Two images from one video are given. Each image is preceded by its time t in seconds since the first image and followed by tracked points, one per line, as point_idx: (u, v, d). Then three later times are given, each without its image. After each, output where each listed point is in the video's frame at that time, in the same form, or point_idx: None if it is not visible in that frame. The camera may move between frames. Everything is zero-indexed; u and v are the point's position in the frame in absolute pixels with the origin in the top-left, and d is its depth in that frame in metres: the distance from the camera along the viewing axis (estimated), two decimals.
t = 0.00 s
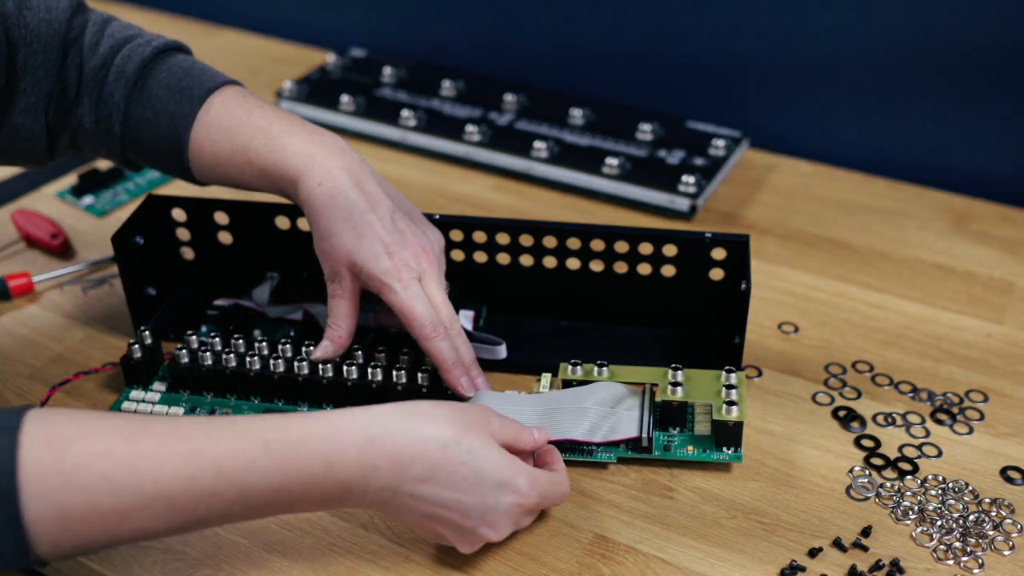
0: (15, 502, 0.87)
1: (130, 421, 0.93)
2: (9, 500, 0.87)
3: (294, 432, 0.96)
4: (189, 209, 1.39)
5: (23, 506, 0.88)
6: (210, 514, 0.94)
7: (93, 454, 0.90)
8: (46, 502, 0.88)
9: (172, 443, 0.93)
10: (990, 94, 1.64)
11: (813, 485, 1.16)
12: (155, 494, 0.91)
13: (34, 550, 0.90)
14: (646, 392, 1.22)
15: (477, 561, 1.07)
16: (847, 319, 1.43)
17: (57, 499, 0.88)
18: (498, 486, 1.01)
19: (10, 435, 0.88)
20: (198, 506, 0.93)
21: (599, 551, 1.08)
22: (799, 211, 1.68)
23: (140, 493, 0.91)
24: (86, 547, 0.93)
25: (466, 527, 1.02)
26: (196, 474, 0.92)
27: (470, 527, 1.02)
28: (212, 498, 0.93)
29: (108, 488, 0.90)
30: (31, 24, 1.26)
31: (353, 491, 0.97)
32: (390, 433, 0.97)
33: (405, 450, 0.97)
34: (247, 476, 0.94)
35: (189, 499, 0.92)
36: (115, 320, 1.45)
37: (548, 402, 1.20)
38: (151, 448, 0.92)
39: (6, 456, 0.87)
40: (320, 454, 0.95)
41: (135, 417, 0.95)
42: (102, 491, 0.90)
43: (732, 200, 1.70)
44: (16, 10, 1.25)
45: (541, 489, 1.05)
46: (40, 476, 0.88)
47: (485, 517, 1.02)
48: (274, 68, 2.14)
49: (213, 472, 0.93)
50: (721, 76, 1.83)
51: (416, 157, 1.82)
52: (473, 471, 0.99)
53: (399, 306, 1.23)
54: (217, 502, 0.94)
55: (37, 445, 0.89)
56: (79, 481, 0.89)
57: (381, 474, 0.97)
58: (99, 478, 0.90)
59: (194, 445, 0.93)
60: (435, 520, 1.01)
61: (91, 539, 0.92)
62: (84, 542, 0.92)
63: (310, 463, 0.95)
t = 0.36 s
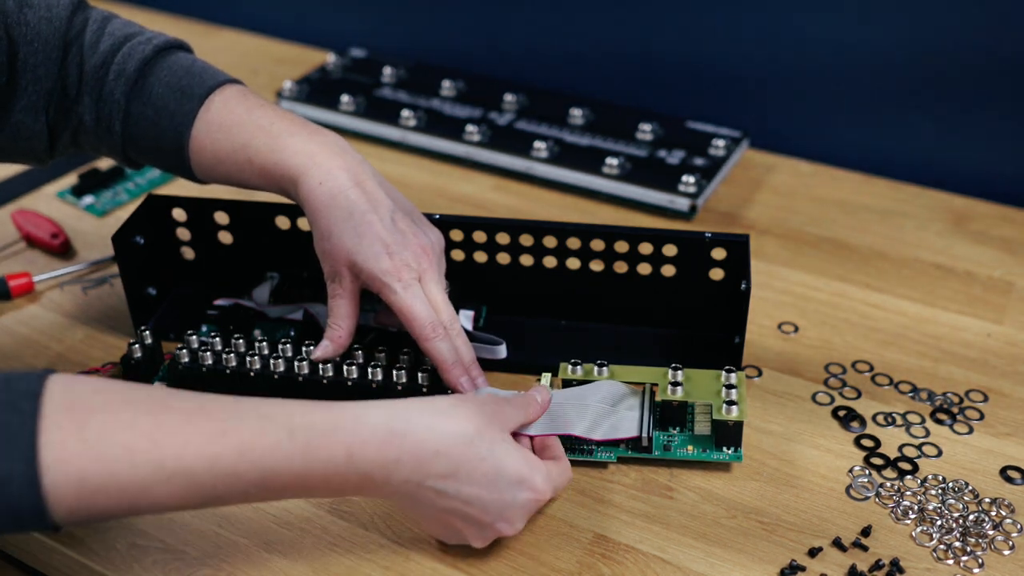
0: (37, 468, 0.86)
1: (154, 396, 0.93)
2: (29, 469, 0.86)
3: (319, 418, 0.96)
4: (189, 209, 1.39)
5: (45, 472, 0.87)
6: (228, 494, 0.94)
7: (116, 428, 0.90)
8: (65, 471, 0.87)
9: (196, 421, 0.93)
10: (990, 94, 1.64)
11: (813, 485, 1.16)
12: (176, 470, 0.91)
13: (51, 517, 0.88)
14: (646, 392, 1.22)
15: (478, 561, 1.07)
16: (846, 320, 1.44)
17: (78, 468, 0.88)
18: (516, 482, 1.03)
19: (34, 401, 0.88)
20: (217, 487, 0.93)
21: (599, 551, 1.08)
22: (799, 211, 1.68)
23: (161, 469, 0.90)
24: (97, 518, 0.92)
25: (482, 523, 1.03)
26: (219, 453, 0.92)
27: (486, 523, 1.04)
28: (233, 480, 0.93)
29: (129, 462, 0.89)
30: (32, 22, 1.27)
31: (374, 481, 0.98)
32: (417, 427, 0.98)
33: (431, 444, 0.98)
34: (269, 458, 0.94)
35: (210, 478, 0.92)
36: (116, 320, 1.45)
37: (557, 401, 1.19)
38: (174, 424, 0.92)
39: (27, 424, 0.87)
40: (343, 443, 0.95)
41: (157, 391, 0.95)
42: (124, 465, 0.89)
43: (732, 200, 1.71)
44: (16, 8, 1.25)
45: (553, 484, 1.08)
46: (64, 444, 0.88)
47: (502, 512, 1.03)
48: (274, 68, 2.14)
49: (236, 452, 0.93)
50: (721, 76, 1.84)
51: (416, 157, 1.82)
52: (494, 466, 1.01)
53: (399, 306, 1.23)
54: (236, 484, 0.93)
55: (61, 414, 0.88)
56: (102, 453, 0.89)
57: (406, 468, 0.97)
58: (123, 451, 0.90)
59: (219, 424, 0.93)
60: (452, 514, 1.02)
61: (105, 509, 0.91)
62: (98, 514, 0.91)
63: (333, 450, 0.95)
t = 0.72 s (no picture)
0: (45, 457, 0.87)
1: (155, 383, 0.94)
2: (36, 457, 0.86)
3: (318, 400, 0.97)
4: (190, 209, 1.39)
5: (53, 461, 0.87)
6: (234, 479, 0.95)
7: (120, 418, 0.90)
8: (71, 460, 0.88)
9: (197, 406, 0.93)
10: (990, 94, 1.64)
11: (813, 485, 1.16)
12: (181, 455, 0.91)
13: (58, 507, 0.88)
14: (646, 392, 1.22)
15: (478, 560, 1.07)
16: (847, 319, 1.44)
17: (84, 455, 0.88)
18: (513, 461, 1.02)
19: (40, 389, 0.89)
20: (222, 471, 0.94)
21: (599, 551, 1.08)
22: (799, 211, 1.68)
23: (167, 454, 0.91)
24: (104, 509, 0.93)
25: (482, 504, 1.03)
26: (223, 437, 0.93)
27: (486, 504, 1.03)
28: (236, 463, 0.94)
29: (134, 449, 0.90)
30: (36, 19, 1.26)
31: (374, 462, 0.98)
32: (413, 404, 0.98)
33: (428, 420, 0.98)
34: (271, 441, 0.94)
35: (214, 461, 0.93)
36: (116, 320, 1.45)
37: (552, 407, 1.20)
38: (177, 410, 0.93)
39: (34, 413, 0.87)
40: (344, 423, 0.96)
41: (158, 379, 0.95)
42: (127, 454, 0.90)
43: (732, 200, 1.71)
44: (22, 4, 1.25)
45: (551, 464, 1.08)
46: (68, 431, 0.88)
47: (501, 492, 1.02)
48: (274, 68, 2.14)
49: (241, 435, 0.93)
50: (721, 76, 1.84)
51: (416, 157, 1.82)
52: (489, 444, 1.01)
53: (402, 304, 1.22)
54: (240, 466, 0.94)
55: (65, 402, 0.89)
56: (107, 441, 0.89)
57: (403, 445, 0.98)
58: (128, 437, 0.90)
59: (223, 410, 0.94)
60: (451, 496, 1.02)
61: (111, 498, 0.91)
62: (103, 503, 0.91)
63: (334, 431, 0.96)
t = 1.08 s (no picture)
0: (45, 482, 0.90)
1: (151, 404, 0.97)
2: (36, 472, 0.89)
3: (310, 407, 1.00)
4: (190, 209, 1.39)
5: (53, 486, 0.90)
6: (232, 491, 0.97)
7: (117, 440, 0.94)
8: (73, 480, 0.91)
9: (193, 422, 0.97)
10: (989, 93, 1.64)
11: (813, 485, 1.16)
12: (179, 473, 0.95)
13: (62, 531, 0.92)
14: (646, 392, 1.22)
15: (478, 560, 1.07)
16: (847, 320, 1.43)
17: (84, 479, 0.91)
18: (510, 455, 1.04)
19: (37, 418, 0.92)
20: (220, 483, 0.96)
21: (599, 551, 1.08)
22: (799, 211, 1.68)
23: (165, 472, 0.94)
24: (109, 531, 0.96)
25: (481, 501, 1.04)
26: (218, 452, 0.96)
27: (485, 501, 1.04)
28: (233, 473, 0.96)
29: (132, 470, 0.93)
30: None
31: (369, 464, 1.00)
32: (405, 405, 1.02)
33: (421, 419, 1.01)
34: (265, 451, 0.97)
35: (212, 474, 0.96)
36: (116, 319, 1.45)
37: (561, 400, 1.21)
38: (172, 428, 0.96)
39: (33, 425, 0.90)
40: (336, 428, 0.99)
41: (153, 402, 0.98)
42: (126, 476, 0.93)
43: (732, 200, 1.71)
44: None
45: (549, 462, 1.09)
46: (68, 454, 0.91)
47: (498, 487, 1.04)
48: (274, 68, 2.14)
49: (235, 449, 0.96)
50: (720, 76, 1.84)
51: (416, 157, 1.82)
52: (484, 440, 1.03)
53: (545, 233, 1.07)
54: (236, 477, 0.97)
55: (63, 428, 0.92)
56: (106, 463, 0.93)
57: (397, 444, 1.01)
58: (127, 459, 0.93)
59: (216, 424, 0.97)
60: (448, 496, 1.03)
61: (114, 520, 0.94)
62: (107, 525, 0.94)
63: (325, 435, 0.99)
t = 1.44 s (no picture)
0: (42, 500, 0.92)
1: (143, 421, 1.00)
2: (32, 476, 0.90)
3: (299, 415, 1.02)
4: (190, 210, 1.39)
5: (50, 505, 0.93)
6: (227, 500, 0.99)
7: (112, 456, 0.96)
8: (70, 496, 0.93)
9: (185, 437, 0.99)
10: (989, 92, 1.64)
11: (813, 485, 1.16)
12: (173, 486, 0.97)
13: (62, 549, 0.94)
14: (646, 392, 1.22)
15: (478, 560, 1.07)
16: (847, 320, 1.43)
17: (81, 496, 0.94)
18: (500, 452, 1.05)
19: (33, 440, 0.94)
20: (215, 494, 0.98)
21: (599, 551, 1.08)
22: (799, 211, 1.68)
23: (161, 486, 0.96)
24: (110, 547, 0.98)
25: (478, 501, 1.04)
26: (211, 463, 0.98)
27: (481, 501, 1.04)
28: (228, 483, 0.99)
29: (128, 487, 0.95)
30: (166, 31, 1.13)
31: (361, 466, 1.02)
32: (392, 407, 1.03)
33: (410, 419, 1.03)
34: (258, 460, 0.99)
35: (206, 485, 0.98)
36: (116, 320, 1.45)
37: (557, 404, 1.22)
38: (165, 443, 0.98)
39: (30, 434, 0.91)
40: (329, 432, 1.01)
41: (146, 418, 1.01)
42: (122, 492, 0.95)
43: (732, 200, 1.71)
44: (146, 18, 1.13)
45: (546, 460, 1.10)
46: (63, 473, 0.94)
47: (493, 485, 1.04)
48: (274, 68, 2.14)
49: (226, 459, 0.99)
50: (721, 75, 1.84)
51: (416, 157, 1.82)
52: (475, 439, 1.04)
53: (673, 315, 1.10)
54: (231, 487, 0.99)
55: (60, 448, 0.95)
56: (103, 480, 0.95)
57: (388, 446, 1.02)
58: (123, 476, 0.96)
59: (208, 436, 1.00)
60: (443, 495, 1.04)
61: (115, 535, 0.96)
62: (108, 541, 0.97)
63: (317, 440, 1.01)
